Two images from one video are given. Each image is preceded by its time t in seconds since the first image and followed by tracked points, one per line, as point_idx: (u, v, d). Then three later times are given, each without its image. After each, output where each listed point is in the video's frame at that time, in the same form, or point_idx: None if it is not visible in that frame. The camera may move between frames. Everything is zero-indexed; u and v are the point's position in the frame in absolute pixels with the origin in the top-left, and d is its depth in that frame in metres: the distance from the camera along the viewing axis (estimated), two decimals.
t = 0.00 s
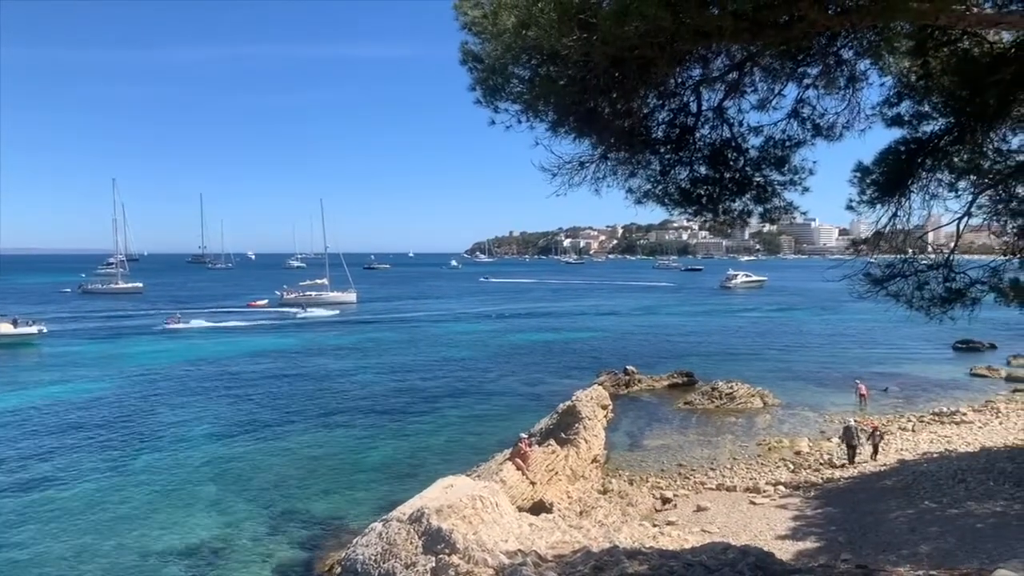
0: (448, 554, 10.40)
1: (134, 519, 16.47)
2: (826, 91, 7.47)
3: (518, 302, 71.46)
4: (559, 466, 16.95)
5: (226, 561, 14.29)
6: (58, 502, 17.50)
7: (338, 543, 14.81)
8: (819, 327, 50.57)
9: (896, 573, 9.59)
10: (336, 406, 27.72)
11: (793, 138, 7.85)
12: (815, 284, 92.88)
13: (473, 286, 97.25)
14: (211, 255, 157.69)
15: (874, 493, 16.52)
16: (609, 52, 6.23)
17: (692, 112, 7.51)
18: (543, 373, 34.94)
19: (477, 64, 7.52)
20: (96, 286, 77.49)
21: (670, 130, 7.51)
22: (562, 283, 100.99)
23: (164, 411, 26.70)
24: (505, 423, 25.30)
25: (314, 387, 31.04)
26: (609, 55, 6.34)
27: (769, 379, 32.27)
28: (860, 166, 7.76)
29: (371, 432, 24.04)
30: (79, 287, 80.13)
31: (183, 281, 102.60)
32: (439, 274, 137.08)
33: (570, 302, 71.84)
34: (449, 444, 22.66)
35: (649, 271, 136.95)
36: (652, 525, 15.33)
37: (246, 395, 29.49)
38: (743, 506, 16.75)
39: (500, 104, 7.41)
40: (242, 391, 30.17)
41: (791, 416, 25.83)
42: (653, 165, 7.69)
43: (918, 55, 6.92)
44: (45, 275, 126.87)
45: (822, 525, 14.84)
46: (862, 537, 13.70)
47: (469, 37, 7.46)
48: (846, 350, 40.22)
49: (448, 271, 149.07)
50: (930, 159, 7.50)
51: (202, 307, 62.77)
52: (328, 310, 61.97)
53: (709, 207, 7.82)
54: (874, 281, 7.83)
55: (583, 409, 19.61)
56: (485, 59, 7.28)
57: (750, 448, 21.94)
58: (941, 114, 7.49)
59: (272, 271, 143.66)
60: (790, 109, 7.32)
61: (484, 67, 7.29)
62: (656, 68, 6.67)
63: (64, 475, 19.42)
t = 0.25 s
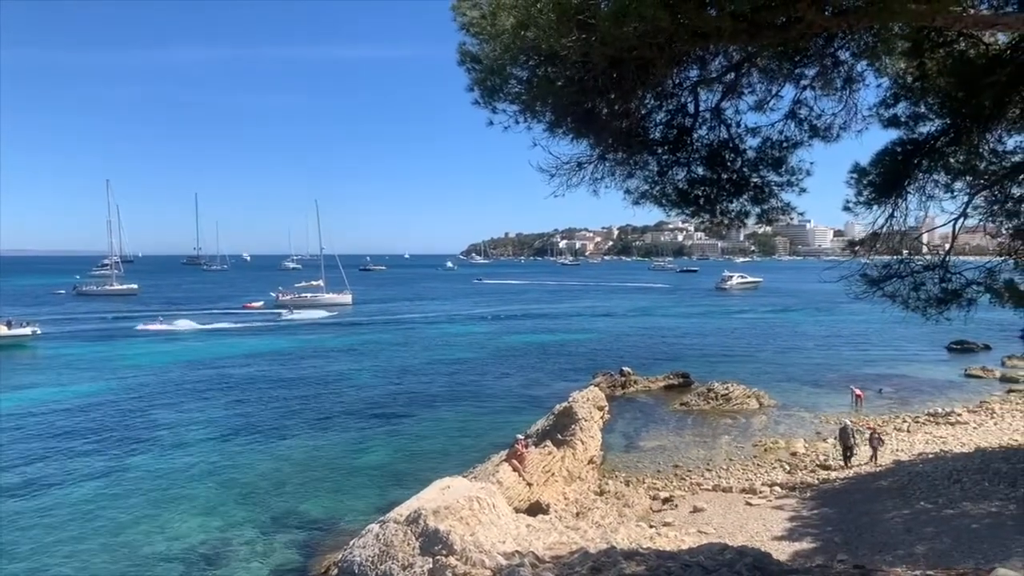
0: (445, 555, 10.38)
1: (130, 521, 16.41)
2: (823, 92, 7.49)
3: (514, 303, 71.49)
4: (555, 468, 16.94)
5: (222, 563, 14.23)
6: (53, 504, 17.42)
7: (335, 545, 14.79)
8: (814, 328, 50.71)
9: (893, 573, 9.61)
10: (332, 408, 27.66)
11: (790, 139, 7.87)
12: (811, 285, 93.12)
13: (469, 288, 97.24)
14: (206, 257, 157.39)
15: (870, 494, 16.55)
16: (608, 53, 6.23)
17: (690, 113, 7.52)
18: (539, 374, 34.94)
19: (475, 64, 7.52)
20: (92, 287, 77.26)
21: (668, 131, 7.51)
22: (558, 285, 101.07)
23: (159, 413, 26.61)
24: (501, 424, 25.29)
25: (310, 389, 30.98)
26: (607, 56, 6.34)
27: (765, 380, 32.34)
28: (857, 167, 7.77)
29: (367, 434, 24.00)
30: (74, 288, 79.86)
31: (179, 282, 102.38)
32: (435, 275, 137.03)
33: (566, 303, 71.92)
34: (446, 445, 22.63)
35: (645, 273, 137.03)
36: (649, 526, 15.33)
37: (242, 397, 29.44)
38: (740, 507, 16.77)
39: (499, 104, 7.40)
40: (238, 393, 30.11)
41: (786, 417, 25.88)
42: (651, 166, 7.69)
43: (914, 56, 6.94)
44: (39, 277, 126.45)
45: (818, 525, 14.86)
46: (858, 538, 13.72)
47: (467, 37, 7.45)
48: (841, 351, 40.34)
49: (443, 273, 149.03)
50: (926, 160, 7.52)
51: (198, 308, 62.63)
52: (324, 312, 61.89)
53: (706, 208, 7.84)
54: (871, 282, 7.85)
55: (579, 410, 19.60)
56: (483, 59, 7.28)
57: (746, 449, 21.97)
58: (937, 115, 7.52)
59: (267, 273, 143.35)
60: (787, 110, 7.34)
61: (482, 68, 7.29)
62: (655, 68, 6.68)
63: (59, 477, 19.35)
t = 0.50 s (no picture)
0: (445, 556, 10.37)
1: (128, 522, 16.40)
2: (823, 93, 7.51)
3: (514, 304, 71.48)
4: (555, 469, 16.94)
5: (221, 564, 14.22)
6: (51, 505, 17.39)
7: (335, 546, 14.78)
8: (814, 330, 50.74)
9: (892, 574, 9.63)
10: (331, 409, 27.64)
11: (791, 140, 7.88)
12: (810, 287, 93.20)
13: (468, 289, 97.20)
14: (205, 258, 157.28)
15: (869, 495, 16.56)
16: (610, 54, 6.23)
17: (690, 114, 7.53)
18: (538, 375, 34.93)
19: (477, 65, 7.53)
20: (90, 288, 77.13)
21: (668, 132, 7.53)
22: (558, 286, 101.06)
23: (158, 414, 26.58)
24: (500, 426, 25.29)
25: (309, 390, 30.95)
26: (609, 57, 6.35)
27: (764, 382, 32.35)
28: (857, 169, 7.78)
29: (366, 435, 23.99)
30: (73, 288, 79.75)
31: (178, 284, 102.28)
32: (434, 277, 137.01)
33: (565, 304, 71.92)
34: (445, 447, 22.62)
35: (644, 274, 137.11)
36: (648, 527, 15.34)
37: (241, 397, 29.42)
38: (739, 508, 16.78)
39: (500, 105, 7.40)
40: (237, 394, 30.08)
41: (786, 418, 25.89)
42: (651, 168, 7.70)
43: (914, 58, 6.96)
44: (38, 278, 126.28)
45: (817, 526, 14.87)
46: (858, 539, 13.73)
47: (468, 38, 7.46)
48: (840, 353, 40.37)
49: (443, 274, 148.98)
50: (926, 162, 7.53)
51: (197, 309, 62.57)
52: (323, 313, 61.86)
53: (706, 210, 7.85)
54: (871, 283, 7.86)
55: (578, 411, 19.60)
56: (484, 60, 7.29)
57: (746, 451, 21.97)
58: (937, 117, 7.54)
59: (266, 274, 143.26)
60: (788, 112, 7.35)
61: (483, 69, 7.29)
62: (656, 70, 6.69)
63: (57, 478, 19.32)
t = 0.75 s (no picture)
0: (448, 555, 10.38)
1: (131, 521, 16.42)
2: (827, 92, 7.51)
3: (515, 304, 71.46)
4: (557, 468, 16.95)
5: (224, 563, 14.24)
6: (54, 504, 17.43)
7: (338, 545, 14.81)
8: (816, 329, 50.69)
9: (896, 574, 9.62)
10: (333, 408, 27.65)
11: (795, 139, 7.88)
12: (812, 287, 93.14)
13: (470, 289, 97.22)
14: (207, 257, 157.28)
15: (872, 494, 16.56)
16: (615, 53, 6.24)
17: (694, 113, 7.54)
18: (540, 375, 34.92)
19: (481, 64, 7.54)
20: (93, 288, 77.16)
21: (673, 131, 7.53)
22: (560, 286, 101.08)
23: (161, 413, 26.62)
24: (502, 425, 25.29)
25: (311, 389, 30.97)
26: (614, 55, 6.35)
27: (767, 381, 32.33)
28: (861, 168, 7.77)
29: (369, 434, 24.00)
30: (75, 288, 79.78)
31: (179, 283, 102.23)
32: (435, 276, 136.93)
33: (567, 304, 71.88)
34: (447, 446, 22.63)
35: (646, 273, 137.06)
36: (651, 526, 15.35)
37: (244, 397, 29.45)
38: (741, 507, 16.79)
39: (504, 104, 7.40)
40: (240, 393, 30.11)
41: (788, 418, 25.87)
42: (656, 167, 7.70)
43: (919, 56, 6.96)
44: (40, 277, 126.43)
45: (820, 526, 14.87)
46: (860, 538, 13.73)
47: (473, 38, 7.46)
48: (842, 352, 40.35)
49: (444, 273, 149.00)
50: (930, 161, 7.53)
51: (199, 309, 62.58)
52: (325, 312, 61.90)
53: (710, 209, 7.85)
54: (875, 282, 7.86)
55: (581, 411, 19.61)
56: (489, 59, 7.29)
57: (748, 450, 21.97)
58: (942, 116, 7.54)
59: (268, 273, 143.39)
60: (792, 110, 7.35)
61: (488, 68, 7.30)
62: (661, 68, 6.69)
63: (61, 477, 19.35)
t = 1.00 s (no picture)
0: (452, 555, 10.39)
1: (135, 522, 16.47)
2: (831, 93, 7.52)
3: (518, 305, 71.47)
4: (560, 469, 16.96)
5: (228, 563, 14.29)
6: (59, 505, 17.49)
7: (342, 545, 14.84)
8: (819, 330, 50.63)
9: None
10: (337, 409, 27.70)
11: (799, 140, 7.90)
12: (815, 288, 93.00)
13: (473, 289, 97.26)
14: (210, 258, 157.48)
15: (875, 495, 16.55)
16: (619, 54, 6.26)
17: (698, 114, 7.55)
18: (543, 376, 34.94)
19: (485, 66, 7.56)
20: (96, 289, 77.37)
21: (677, 132, 7.55)
22: (563, 287, 101.07)
23: (164, 414, 26.69)
24: (506, 426, 25.31)
25: (315, 390, 31.01)
26: (619, 57, 6.37)
27: (770, 382, 32.30)
28: (865, 168, 7.78)
29: (372, 435, 24.04)
30: (79, 289, 79.98)
31: (182, 284, 102.36)
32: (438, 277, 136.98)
33: (570, 304, 71.87)
34: (451, 447, 22.65)
35: (648, 274, 137.05)
36: (655, 527, 15.35)
37: (248, 398, 29.50)
38: (745, 508, 16.78)
39: (509, 105, 7.42)
40: (243, 394, 30.17)
41: (792, 419, 25.85)
42: (659, 168, 7.72)
43: (922, 57, 6.97)
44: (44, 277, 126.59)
45: (824, 527, 14.87)
46: (864, 539, 13.72)
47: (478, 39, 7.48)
48: (846, 353, 40.30)
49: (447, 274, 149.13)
50: (934, 161, 7.54)
51: (202, 310, 62.68)
52: (328, 313, 61.98)
53: (714, 210, 7.86)
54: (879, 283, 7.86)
55: (584, 412, 19.63)
56: (493, 61, 7.32)
57: (751, 451, 21.96)
58: (945, 117, 7.55)
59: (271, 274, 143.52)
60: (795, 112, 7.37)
61: (493, 70, 7.32)
62: (665, 69, 6.71)
63: (66, 478, 19.42)
